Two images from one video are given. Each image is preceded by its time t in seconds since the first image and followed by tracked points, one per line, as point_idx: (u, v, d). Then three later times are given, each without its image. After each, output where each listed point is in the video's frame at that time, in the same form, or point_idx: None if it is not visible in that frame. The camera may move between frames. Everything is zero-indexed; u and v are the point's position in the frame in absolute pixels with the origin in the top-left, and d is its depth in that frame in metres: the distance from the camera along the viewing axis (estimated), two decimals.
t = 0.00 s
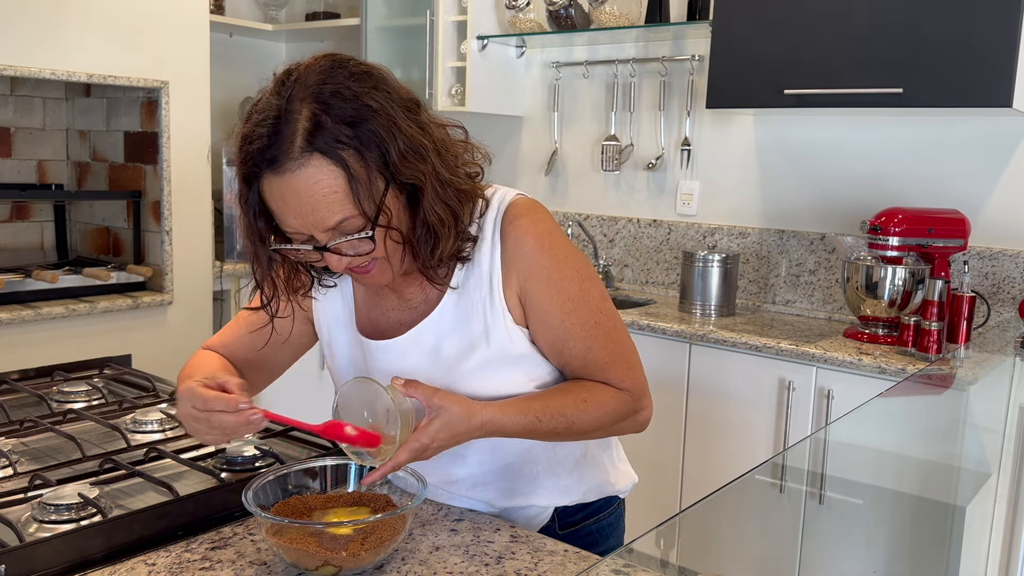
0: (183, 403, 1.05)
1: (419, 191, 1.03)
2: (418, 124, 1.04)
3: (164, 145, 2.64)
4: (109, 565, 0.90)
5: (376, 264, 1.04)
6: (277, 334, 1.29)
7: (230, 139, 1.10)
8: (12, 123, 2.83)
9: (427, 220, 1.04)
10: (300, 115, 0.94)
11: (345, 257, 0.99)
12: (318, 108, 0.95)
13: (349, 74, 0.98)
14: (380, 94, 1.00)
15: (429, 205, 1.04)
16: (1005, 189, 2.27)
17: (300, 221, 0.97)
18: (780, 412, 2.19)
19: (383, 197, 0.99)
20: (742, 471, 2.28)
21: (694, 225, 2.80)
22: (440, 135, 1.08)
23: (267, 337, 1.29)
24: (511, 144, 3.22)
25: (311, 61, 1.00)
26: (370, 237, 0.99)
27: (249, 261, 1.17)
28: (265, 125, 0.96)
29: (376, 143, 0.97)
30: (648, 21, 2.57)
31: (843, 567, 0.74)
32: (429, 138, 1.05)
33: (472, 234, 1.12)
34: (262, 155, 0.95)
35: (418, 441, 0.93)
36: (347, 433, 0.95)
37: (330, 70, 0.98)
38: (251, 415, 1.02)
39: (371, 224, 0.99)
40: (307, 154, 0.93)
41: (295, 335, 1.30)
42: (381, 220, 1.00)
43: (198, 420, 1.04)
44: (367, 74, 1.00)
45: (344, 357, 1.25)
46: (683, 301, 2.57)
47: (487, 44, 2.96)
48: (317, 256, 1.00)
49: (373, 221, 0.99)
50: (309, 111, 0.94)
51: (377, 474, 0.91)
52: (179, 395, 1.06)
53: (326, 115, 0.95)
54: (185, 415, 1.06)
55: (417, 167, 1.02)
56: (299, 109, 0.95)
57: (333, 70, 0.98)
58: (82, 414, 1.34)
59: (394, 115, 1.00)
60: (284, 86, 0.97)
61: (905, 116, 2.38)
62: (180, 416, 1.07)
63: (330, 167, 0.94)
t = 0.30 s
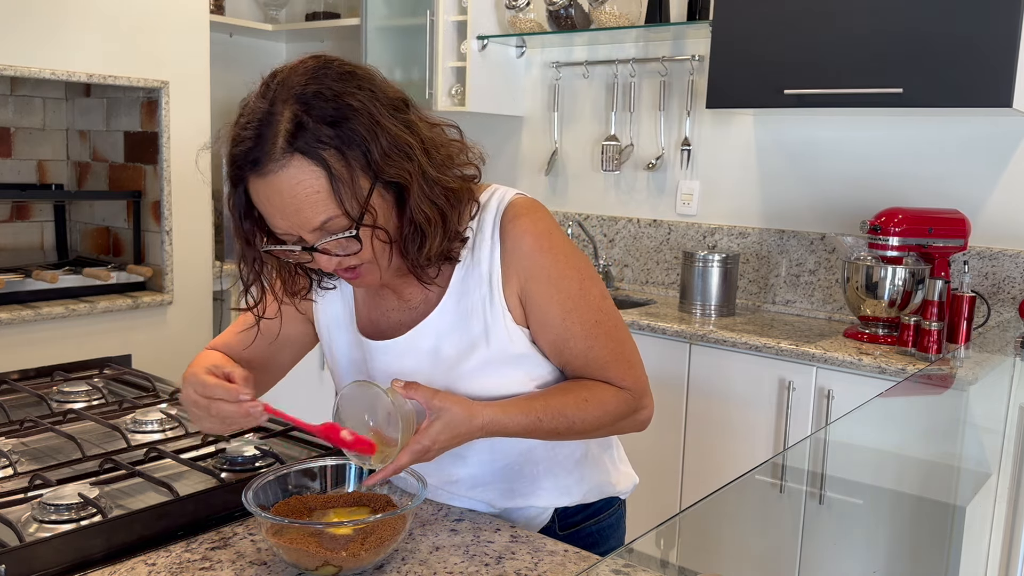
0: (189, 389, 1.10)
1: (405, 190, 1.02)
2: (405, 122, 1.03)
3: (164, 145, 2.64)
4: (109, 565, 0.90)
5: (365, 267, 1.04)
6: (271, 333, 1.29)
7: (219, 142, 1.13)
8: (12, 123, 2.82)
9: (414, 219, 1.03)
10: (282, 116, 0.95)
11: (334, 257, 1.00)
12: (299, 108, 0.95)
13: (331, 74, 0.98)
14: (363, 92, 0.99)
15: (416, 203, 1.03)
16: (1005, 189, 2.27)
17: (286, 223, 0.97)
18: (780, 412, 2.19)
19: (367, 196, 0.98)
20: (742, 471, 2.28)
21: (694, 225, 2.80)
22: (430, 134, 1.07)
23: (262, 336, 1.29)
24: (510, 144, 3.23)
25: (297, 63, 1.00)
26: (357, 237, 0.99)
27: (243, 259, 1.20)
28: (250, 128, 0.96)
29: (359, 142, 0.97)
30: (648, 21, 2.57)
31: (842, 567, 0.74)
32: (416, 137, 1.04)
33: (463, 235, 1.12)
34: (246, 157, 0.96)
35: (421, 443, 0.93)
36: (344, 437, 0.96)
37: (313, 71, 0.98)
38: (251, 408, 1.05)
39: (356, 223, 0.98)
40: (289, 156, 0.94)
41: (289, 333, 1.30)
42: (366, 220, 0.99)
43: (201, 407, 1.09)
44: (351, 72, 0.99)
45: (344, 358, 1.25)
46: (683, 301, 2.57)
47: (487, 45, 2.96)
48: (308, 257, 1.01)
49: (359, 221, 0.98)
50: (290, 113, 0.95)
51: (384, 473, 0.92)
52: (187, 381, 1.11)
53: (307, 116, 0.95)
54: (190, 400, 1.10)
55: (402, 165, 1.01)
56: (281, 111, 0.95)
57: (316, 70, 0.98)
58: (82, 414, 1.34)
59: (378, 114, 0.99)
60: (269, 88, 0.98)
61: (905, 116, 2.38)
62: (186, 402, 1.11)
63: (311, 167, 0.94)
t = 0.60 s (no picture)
0: (187, 378, 1.11)
1: (396, 187, 1.02)
2: (394, 120, 1.03)
3: (164, 145, 2.64)
4: (109, 565, 0.90)
5: (363, 263, 1.04)
6: (266, 333, 1.30)
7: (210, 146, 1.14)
8: (12, 123, 2.82)
9: (405, 216, 1.03)
10: (269, 118, 0.95)
11: (328, 257, 1.00)
12: (286, 109, 0.95)
13: (317, 73, 0.98)
14: (350, 91, 0.99)
15: (406, 200, 1.03)
16: (1005, 189, 2.27)
17: (278, 224, 0.97)
18: (780, 412, 2.19)
19: (357, 195, 0.98)
20: (742, 471, 2.28)
21: (694, 225, 2.80)
22: (420, 131, 1.07)
23: (258, 337, 1.30)
24: (511, 145, 3.23)
25: (285, 65, 1.00)
26: (350, 236, 0.99)
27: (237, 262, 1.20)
28: (239, 130, 0.97)
29: (346, 141, 0.96)
30: (648, 21, 2.57)
31: (843, 567, 0.74)
32: (406, 135, 1.04)
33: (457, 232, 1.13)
34: (236, 159, 0.97)
35: (419, 438, 0.93)
36: (341, 439, 0.96)
37: (299, 72, 0.98)
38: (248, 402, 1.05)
39: (347, 222, 0.98)
40: (277, 157, 0.94)
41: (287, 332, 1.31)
42: (357, 219, 0.99)
43: (196, 395, 1.09)
44: (337, 72, 0.99)
45: (343, 359, 1.25)
46: (683, 302, 2.57)
47: (487, 45, 2.97)
48: (302, 258, 1.01)
49: (349, 220, 0.98)
50: (277, 113, 0.95)
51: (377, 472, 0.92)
52: (186, 370, 1.12)
53: (294, 116, 0.95)
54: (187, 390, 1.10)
55: (392, 162, 1.00)
56: (268, 112, 0.95)
57: (303, 71, 0.98)
58: (82, 414, 1.34)
59: (366, 113, 0.99)
60: (256, 90, 0.98)
61: (905, 116, 2.38)
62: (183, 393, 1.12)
63: (299, 167, 0.94)
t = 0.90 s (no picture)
0: (167, 410, 1.05)
1: (387, 183, 1.01)
2: (385, 118, 1.03)
3: (164, 145, 2.64)
4: (109, 565, 0.90)
5: (359, 262, 1.04)
6: (260, 333, 1.29)
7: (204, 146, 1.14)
8: (12, 123, 2.82)
9: (397, 212, 1.02)
10: (259, 117, 0.95)
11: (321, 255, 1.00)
12: (275, 107, 0.95)
13: (308, 71, 0.98)
14: (340, 88, 0.99)
15: (398, 196, 1.02)
16: (1005, 189, 2.27)
17: (271, 222, 0.98)
18: (780, 413, 2.19)
19: (348, 191, 0.98)
20: (742, 471, 2.28)
21: (694, 225, 2.80)
22: (413, 128, 1.06)
23: (253, 336, 1.28)
24: (511, 145, 3.23)
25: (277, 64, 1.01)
26: (341, 233, 0.99)
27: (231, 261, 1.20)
28: (231, 129, 0.97)
29: (335, 137, 0.96)
30: (648, 21, 2.57)
31: (843, 567, 0.74)
32: (397, 132, 1.03)
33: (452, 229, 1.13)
34: (228, 158, 0.97)
35: (417, 431, 0.93)
36: (324, 473, 0.94)
37: (289, 70, 0.98)
38: (234, 433, 1.02)
39: (338, 219, 0.98)
40: (266, 155, 0.94)
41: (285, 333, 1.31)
42: (348, 216, 0.99)
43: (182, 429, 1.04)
44: (328, 69, 1.00)
45: (342, 361, 1.24)
46: (683, 302, 2.57)
47: (487, 45, 2.97)
48: (296, 256, 1.01)
49: (340, 216, 0.98)
50: (267, 111, 0.95)
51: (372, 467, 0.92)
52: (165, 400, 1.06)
53: (283, 113, 0.95)
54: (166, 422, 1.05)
55: (383, 159, 1.00)
56: (258, 110, 0.96)
57: (293, 69, 0.98)
58: (82, 414, 1.34)
59: (355, 109, 0.99)
60: (248, 90, 0.99)
61: (905, 116, 2.38)
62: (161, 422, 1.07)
63: (289, 164, 0.94)
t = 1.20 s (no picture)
0: (177, 439, 0.98)
1: (370, 179, 1.00)
2: (371, 114, 1.02)
3: (164, 145, 2.64)
4: (109, 565, 0.90)
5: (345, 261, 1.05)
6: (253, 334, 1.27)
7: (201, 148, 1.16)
8: (12, 123, 2.82)
9: (380, 207, 1.02)
10: (243, 116, 0.97)
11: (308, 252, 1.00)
12: (258, 105, 0.96)
13: (293, 69, 0.99)
14: (323, 85, 0.99)
15: (379, 191, 1.01)
16: (1005, 189, 2.27)
17: (258, 219, 0.99)
18: (780, 413, 2.19)
19: (330, 188, 0.98)
20: (742, 471, 2.28)
21: (694, 225, 2.80)
22: (401, 124, 1.06)
23: (242, 335, 1.27)
24: (511, 145, 3.23)
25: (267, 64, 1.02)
26: (325, 229, 0.99)
27: (220, 261, 1.21)
28: (218, 129, 0.99)
29: (315, 133, 0.96)
30: (648, 21, 2.57)
31: (843, 568, 0.74)
32: (383, 128, 1.03)
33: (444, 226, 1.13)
34: (215, 157, 0.99)
35: (411, 419, 0.93)
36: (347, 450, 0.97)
37: (273, 69, 0.99)
38: (255, 440, 0.95)
39: (320, 215, 0.98)
40: (249, 152, 0.95)
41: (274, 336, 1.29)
42: (331, 212, 0.98)
43: (198, 455, 0.97)
44: (312, 67, 1.00)
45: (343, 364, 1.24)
46: (683, 302, 2.57)
47: (487, 45, 2.97)
48: (286, 253, 1.02)
49: (323, 213, 0.98)
50: (251, 110, 0.96)
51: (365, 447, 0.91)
52: (172, 430, 0.99)
53: (265, 111, 0.96)
54: (180, 452, 0.98)
55: (365, 154, 0.99)
56: (243, 109, 0.97)
57: (278, 68, 0.99)
58: (82, 414, 1.34)
59: (337, 106, 0.99)
60: (237, 90, 1.00)
61: (906, 116, 2.38)
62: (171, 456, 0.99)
63: (269, 161, 0.95)
